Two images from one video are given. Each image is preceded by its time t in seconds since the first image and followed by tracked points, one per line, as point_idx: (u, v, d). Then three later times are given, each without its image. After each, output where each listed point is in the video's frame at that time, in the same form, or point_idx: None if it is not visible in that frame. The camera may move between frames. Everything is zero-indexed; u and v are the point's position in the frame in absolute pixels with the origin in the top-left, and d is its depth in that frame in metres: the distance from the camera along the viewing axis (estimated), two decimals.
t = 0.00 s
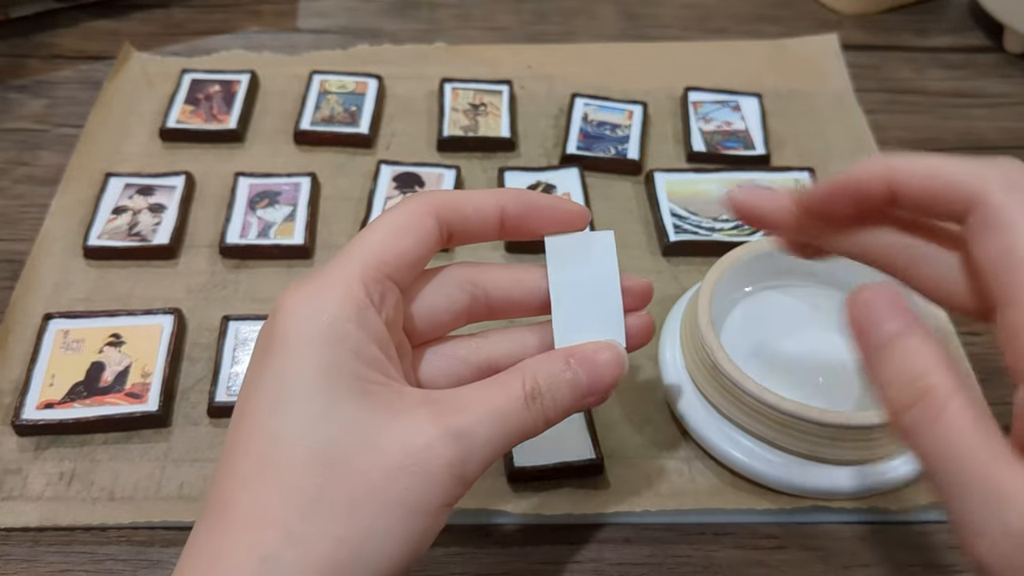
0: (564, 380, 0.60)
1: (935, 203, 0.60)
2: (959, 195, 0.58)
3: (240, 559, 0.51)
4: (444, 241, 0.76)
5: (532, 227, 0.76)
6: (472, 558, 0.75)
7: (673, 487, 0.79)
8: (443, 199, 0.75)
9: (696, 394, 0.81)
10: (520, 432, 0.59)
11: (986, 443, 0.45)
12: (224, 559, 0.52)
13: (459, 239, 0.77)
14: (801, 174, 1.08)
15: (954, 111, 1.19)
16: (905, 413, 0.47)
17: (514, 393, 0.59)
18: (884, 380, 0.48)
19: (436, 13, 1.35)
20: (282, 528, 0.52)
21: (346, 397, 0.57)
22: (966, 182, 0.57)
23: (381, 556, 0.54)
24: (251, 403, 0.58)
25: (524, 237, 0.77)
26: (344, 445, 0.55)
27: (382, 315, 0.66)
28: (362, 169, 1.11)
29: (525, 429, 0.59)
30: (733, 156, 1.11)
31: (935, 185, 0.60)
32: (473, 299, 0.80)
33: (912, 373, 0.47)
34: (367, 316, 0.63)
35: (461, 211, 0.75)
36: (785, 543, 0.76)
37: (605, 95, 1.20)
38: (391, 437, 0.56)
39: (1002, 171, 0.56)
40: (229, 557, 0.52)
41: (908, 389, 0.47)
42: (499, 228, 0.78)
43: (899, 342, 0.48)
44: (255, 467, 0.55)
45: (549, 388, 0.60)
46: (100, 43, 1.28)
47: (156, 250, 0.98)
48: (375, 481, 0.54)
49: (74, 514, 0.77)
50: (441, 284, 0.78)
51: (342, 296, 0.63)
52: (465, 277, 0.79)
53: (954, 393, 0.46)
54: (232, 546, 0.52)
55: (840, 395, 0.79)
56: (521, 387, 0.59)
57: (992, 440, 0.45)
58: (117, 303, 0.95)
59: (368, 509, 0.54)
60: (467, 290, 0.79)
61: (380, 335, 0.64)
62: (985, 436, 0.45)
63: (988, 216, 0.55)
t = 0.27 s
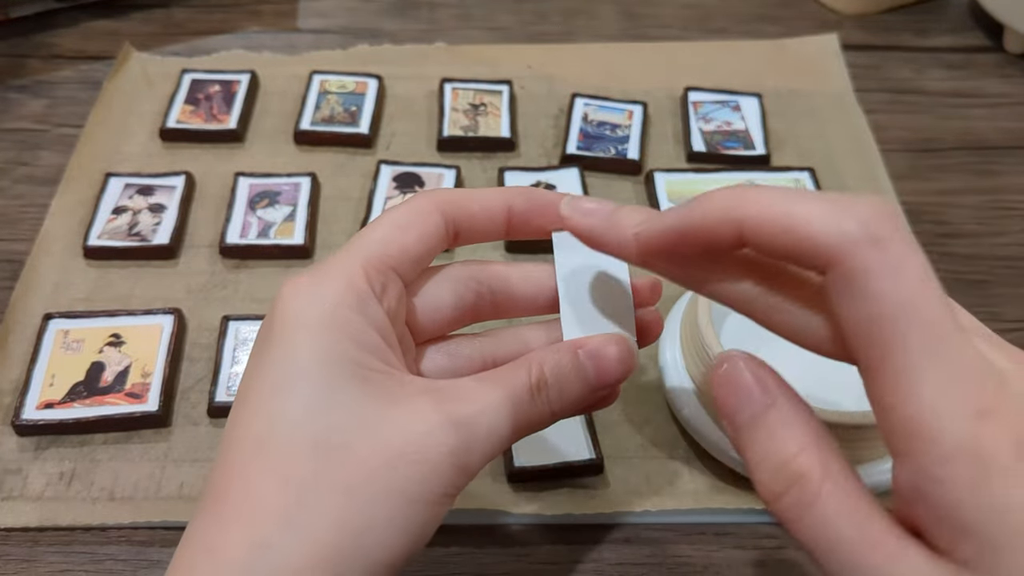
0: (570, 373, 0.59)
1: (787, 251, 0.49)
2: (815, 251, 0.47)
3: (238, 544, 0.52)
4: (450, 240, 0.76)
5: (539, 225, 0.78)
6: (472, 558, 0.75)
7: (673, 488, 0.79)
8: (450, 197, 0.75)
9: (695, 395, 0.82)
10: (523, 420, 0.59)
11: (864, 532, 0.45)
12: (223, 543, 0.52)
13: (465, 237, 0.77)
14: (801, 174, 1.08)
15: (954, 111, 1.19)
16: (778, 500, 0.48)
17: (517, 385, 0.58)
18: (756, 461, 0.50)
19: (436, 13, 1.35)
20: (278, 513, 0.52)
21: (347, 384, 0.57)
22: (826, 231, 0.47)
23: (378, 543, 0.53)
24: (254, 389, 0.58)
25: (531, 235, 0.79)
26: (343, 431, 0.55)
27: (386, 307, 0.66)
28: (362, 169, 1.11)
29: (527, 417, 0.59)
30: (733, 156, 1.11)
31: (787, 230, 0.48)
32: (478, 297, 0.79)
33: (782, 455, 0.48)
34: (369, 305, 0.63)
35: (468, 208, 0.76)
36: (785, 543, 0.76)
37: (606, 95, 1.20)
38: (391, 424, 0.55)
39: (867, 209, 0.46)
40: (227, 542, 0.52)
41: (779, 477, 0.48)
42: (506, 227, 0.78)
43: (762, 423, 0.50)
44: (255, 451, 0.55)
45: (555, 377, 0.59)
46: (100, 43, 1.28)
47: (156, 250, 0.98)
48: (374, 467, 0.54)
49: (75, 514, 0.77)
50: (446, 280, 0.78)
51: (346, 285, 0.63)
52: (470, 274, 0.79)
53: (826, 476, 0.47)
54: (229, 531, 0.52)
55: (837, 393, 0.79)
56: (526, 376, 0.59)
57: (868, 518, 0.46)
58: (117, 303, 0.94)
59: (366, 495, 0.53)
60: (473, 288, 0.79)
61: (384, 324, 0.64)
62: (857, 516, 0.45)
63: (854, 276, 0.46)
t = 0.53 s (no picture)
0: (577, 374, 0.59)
1: (770, 286, 0.48)
2: (797, 286, 0.46)
3: (237, 538, 0.52)
4: (456, 239, 0.77)
5: (546, 224, 0.78)
6: (471, 558, 0.75)
7: (674, 487, 0.79)
8: (457, 196, 0.75)
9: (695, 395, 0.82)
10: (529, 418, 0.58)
11: (859, 555, 0.47)
12: (223, 537, 0.52)
13: (472, 235, 0.77)
14: (801, 174, 1.08)
15: (954, 111, 1.19)
16: (776, 525, 0.50)
17: (523, 383, 0.58)
18: (753, 487, 0.51)
19: (436, 13, 1.35)
20: (279, 507, 0.52)
21: (350, 379, 0.57)
22: (805, 266, 0.45)
23: (380, 539, 0.53)
24: (256, 382, 0.58)
25: (539, 234, 0.79)
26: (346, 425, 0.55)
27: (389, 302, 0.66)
28: (362, 170, 1.11)
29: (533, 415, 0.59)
30: (733, 156, 1.11)
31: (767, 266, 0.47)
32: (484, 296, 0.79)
33: (777, 481, 0.50)
34: (373, 300, 0.63)
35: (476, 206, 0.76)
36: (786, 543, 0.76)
37: (605, 95, 1.20)
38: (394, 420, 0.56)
39: (846, 243, 0.45)
40: (227, 535, 0.52)
41: (775, 502, 0.50)
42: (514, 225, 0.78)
43: (757, 449, 0.51)
44: (257, 445, 0.55)
45: (562, 374, 0.59)
46: (100, 43, 1.28)
47: (156, 250, 0.98)
48: (375, 462, 0.54)
49: (75, 514, 0.77)
50: (451, 278, 0.78)
51: (349, 279, 0.63)
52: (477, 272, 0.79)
53: (820, 503, 0.48)
54: (229, 525, 0.52)
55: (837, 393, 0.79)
56: (531, 374, 0.59)
57: (861, 541, 0.47)
58: (117, 303, 0.94)
59: (368, 490, 0.54)
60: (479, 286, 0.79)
61: (387, 320, 0.64)
62: (852, 538, 0.47)
63: (839, 311, 0.44)
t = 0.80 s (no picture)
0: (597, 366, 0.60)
1: (783, 302, 0.53)
2: (806, 302, 0.51)
3: (251, 524, 0.51)
4: (478, 228, 0.76)
5: (569, 214, 0.78)
6: (471, 558, 0.75)
7: (673, 487, 0.79)
8: (479, 184, 0.75)
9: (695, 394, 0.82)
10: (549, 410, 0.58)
11: (874, 555, 0.48)
12: (235, 522, 0.51)
13: (493, 224, 0.77)
14: (801, 174, 1.08)
15: (954, 111, 1.19)
16: (794, 528, 0.51)
17: (542, 373, 0.58)
18: (773, 491, 0.53)
19: (436, 13, 1.35)
20: (293, 493, 0.52)
21: (369, 368, 0.57)
22: (811, 284, 0.50)
23: (395, 528, 0.53)
24: (273, 371, 0.58)
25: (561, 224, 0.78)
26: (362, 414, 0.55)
27: (409, 291, 0.66)
28: (362, 170, 1.11)
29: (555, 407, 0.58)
30: (733, 156, 1.11)
31: (778, 284, 0.53)
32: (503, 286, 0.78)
33: (796, 485, 0.51)
34: (392, 288, 0.64)
35: (499, 195, 0.76)
36: (785, 543, 0.76)
37: (605, 95, 1.20)
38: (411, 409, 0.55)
39: (854, 263, 0.50)
40: (239, 521, 0.51)
41: (794, 506, 0.51)
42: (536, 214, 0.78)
43: (777, 454, 0.52)
44: (272, 433, 0.55)
45: (584, 367, 0.59)
46: (100, 43, 1.28)
47: (156, 250, 0.98)
48: (392, 450, 0.54)
49: (75, 514, 0.77)
50: (471, 267, 0.77)
51: (369, 268, 0.64)
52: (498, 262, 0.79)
53: (836, 508, 0.50)
54: (243, 510, 0.52)
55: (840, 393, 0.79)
56: (553, 365, 0.59)
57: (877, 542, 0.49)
58: (117, 303, 0.94)
59: (384, 478, 0.53)
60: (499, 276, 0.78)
61: (404, 308, 0.64)
62: (870, 540, 0.49)
63: (844, 327, 0.49)
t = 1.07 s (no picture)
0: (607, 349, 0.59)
1: (816, 305, 0.51)
2: (838, 305, 0.49)
3: (255, 489, 0.51)
4: (510, 221, 0.77)
5: (602, 205, 0.78)
6: (471, 558, 0.75)
7: (673, 487, 0.79)
8: (511, 179, 0.76)
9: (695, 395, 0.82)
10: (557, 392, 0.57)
11: (905, 553, 0.49)
12: (241, 482, 0.52)
13: (526, 218, 0.77)
14: (801, 174, 1.08)
15: (954, 111, 1.19)
16: (825, 522, 0.52)
17: (551, 354, 0.58)
18: (803, 487, 0.53)
19: (436, 13, 1.35)
20: (300, 457, 0.52)
21: (383, 340, 0.58)
22: (842, 287, 0.49)
23: (400, 497, 0.52)
24: (290, 341, 0.59)
25: (595, 216, 0.78)
26: (373, 383, 0.55)
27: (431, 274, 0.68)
28: (362, 170, 1.11)
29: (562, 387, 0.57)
30: (733, 156, 1.11)
31: (812, 287, 0.50)
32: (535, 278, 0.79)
33: (827, 486, 0.51)
34: (410, 271, 0.64)
35: (532, 188, 0.77)
36: (785, 543, 0.76)
37: (605, 95, 1.20)
38: (421, 380, 0.55)
39: (888, 268, 0.48)
40: (245, 480, 0.52)
41: (824, 502, 0.52)
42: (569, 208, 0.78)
43: (806, 452, 0.53)
44: (284, 398, 0.55)
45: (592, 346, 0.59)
46: (100, 43, 1.28)
47: (156, 250, 0.98)
48: (399, 420, 0.53)
49: (75, 514, 0.77)
50: (503, 259, 0.78)
51: (388, 247, 0.64)
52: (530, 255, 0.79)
53: (867, 508, 0.50)
54: (247, 477, 0.52)
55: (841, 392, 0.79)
56: (560, 347, 0.58)
57: (906, 539, 0.49)
58: (117, 303, 0.94)
59: (390, 446, 0.53)
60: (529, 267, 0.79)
61: (421, 291, 0.64)
62: (900, 537, 0.49)
63: (880, 332, 0.47)
